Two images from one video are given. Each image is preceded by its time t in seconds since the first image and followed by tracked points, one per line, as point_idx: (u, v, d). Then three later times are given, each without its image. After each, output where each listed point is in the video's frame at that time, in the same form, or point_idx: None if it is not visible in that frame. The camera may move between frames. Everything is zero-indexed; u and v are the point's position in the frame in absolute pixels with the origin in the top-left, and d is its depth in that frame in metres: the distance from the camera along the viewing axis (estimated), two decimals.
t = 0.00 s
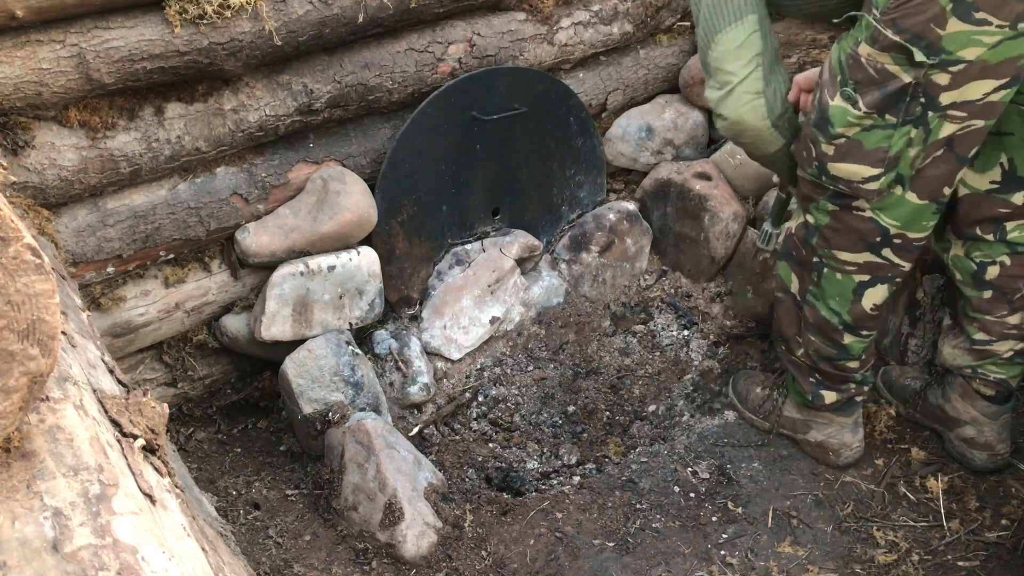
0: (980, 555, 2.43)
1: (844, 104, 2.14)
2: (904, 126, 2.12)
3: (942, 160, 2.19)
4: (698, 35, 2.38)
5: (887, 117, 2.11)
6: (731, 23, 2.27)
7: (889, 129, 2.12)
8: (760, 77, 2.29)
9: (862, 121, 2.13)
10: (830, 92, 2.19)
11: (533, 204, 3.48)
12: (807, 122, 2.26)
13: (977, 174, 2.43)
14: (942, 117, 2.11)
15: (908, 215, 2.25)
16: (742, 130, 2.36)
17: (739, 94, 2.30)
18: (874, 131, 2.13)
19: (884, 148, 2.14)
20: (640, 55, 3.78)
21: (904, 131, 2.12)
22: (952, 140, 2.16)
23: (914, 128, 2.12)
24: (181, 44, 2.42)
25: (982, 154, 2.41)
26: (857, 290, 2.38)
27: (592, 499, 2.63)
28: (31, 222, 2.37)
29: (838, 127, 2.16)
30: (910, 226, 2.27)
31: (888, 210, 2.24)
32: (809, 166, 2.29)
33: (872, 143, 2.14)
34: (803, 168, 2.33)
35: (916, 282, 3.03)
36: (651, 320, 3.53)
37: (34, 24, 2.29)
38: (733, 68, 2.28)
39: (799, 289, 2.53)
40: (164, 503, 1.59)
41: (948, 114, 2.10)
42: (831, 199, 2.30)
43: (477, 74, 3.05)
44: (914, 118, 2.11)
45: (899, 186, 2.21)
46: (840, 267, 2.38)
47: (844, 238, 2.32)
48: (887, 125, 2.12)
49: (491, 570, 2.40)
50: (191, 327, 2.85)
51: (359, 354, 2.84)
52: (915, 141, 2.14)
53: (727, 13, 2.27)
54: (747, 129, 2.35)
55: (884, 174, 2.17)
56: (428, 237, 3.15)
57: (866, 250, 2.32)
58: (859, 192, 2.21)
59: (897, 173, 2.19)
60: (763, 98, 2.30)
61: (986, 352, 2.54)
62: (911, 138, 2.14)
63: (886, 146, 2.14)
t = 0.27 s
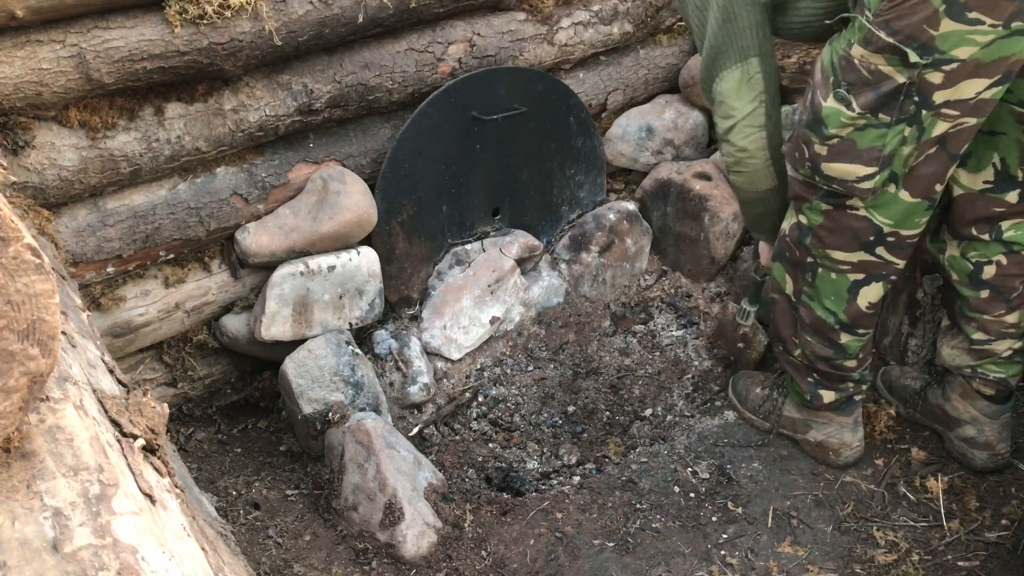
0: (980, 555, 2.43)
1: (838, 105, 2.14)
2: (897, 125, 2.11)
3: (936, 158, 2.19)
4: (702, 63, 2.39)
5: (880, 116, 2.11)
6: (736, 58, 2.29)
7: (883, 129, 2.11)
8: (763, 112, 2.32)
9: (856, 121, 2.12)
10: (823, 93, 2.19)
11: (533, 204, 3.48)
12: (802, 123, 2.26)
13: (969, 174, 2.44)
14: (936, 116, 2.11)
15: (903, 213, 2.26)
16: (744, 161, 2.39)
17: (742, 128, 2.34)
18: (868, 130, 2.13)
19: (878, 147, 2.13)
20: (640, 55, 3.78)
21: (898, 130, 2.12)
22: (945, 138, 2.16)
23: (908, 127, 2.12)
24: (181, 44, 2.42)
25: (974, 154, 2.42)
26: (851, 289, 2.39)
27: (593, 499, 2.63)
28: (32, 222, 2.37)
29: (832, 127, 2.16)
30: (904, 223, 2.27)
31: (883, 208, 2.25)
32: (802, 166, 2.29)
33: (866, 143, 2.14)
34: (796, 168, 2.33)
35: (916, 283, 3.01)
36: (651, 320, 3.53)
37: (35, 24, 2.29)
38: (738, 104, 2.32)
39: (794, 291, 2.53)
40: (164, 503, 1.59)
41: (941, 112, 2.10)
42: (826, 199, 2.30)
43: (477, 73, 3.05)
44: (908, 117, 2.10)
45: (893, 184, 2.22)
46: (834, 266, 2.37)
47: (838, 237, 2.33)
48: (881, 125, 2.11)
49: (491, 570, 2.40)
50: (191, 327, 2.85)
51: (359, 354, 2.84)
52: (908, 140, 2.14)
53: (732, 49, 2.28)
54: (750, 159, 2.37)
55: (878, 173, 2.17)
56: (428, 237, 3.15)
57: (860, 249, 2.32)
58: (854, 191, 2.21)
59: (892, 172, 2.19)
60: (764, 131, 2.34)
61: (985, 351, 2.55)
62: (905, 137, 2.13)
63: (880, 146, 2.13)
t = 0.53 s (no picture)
0: (979, 555, 2.43)
1: (825, 103, 2.15)
2: (884, 123, 2.11)
3: (926, 156, 2.18)
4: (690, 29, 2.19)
5: (867, 114, 2.11)
6: (731, 22, 2.12)
7: (870, 126, 2.11)
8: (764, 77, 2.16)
9: (843, 119, 2.13)
10: (812, 91, 2.19)
11: (533, 204, 3.48)
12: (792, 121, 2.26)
13: (971, 176, 2.44)
14: (923, 113, 2.10)
15: (894, 211, 2.26)
16: (742, 131, 2.23)
17: (742, 94, 2.17)
18: (854, 128, 2.13)
19: (866, 145, 2.14)
20: (640, 55, 3.78)
21: (885, 127, 2.11)
22: (934, 136, 2.16)
23: (895, 125, 2.12)
24: (181, 44, 2.42)
25: (976, 157, 2.42)
26: (847, 288, 2.39)
27: (593, 499, 2.63)
28: (31, 222, 2.37)
29: (820, 125, 2.15)
30: (896, 222, 2.27)
31: (873, 207, 2.25)
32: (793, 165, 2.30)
33: (853, 141, 2.14)
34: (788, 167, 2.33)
35: (916, 283, 3.01)
36: (651, 320, 3.53)
37: (34, 24, 2.29)
38: (738, 69, 2.13)
39: (792, 289, 2.54)
40: (164, 503, 1.59)
41: (928, 110, 2.10)
42: (818, 198, 2.31)
43: (477, 73, 3.05)
44: (895, 114, 2.10)
45: (883, 182, 2.21)
46: (830, 265, 2.38)
47: (833, 236, 2.33)
48: (868, 122, 2.11)
49: (491, 570, 2.40)
50: (191, 327, 2.85)
51: (359, 354, 2.84)
52: (896, 138, 2.14)
53: (727, 12, 2.12)
54: (749, 129, 2.22)
55: (866, 171, 2.17)
56: (428, 237, 3.15)
57: (855, 247, 2.32)
58: (844, 189, 2.22)
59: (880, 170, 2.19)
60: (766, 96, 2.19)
61: (987, 353, 2.54)
62: (892, 135, 2.13)
63: (868, 144, 2.14)
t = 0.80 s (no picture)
0: (979, 555, 2.43)
1: (815, 100, 2.15)
2: (875, 119, 2.11)
3: (915, 151, 2.19)
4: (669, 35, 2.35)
5: (857, 110, 2.11)
6: (696, 39, 1.94)
7: (861, 123, 2.12)
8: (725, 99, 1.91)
9: (834, 116, 2.13)
10: (803, 88, 2.19)
11: (533, 204, 3.48)
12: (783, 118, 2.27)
13: (964, 176, 2.44)
14: (914, 110, 2.10)
15: (885, 207, 2.26)
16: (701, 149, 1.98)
17: (703, 108, 1.90)
18: (845, 124, 2.13)
19: (856, 141, 2.14)
20: (640, 55, 3.78)
21: (875, 123, 2.11)
22: (924, 131, 2.16)
23: (885, 122, 2.11)
24: (181, 44, 2.43)
25: (968, 157, 2.43)
26: (839, 285, 2.39)
27: (593, 499, 2.63)
28: (31, 222, 2.37)
29: (811, 122, 2.17)
30: (887, 217, 2.27)
31: (864, 202, 2.25)
32: (785, 161, 2.30)
33: (843, 137, 2.15)
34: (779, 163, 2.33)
35: (916, 283, 3.01)
36: (651, 320, 3.53)
37: (34, 23, 2.29)
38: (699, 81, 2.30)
39: (785, 287, 2.54)
40: (164, 503, 1.59)
41: (918, 106, 2.09)
42: (809, 194, 2.31)
43: (477, 73, 3.05)
44: (886, 110, 2.10)
45: (874, 178, 2.22)
46: (821, 261, 2.38)
47: (824, 232, 2.33)
48: (858, 119, 2.12)
49: (491, 570, 2.40)
50: (191, 327, 2.85)
51: (359, 354, 2.84)
52: (887, 133, 2.13)
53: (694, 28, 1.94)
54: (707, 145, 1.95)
55: (857, 167, 2.17)
56: (427, 237, 3.15)
57: (845, 243, 2.32)
58: (835, 186, 2.22)
59: (871, 166, 2.19)
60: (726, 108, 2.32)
61: (985, 353, 2.54)
62: (883, 131, 2.13)
63: (858, 140, 2.14)
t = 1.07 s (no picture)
0: (979, 555, 2.43)
1: (816, 103, 2.15)
2: (876, 122, 2.11)
3: (915, 154, 2.19)
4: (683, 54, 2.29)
5: (858, 113, 2.11)
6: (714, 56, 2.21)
7: (862, 126, 2.11)
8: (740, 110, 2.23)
9: (835, 119, 2.13)
10: (803, 91, 2.19)
11: (533, 204, 3.48)
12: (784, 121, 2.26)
13: (962, 177, 2.44)
14: (914, 112, 2.10)
15: (885, 209, 2.25)
16: (720, 155, 2.30)
17: (719, 124, 2.25)
18: (846, 127, 2.13)
19: (857, 144, 2.13)
20: (640, 55, 3.78)
21: (877, 126, 2.11)
22: (924, 133, 2.16)
23: (886, 124, 2.11)
24: (181, 44, 2.42)
25: (966, 157, 2.43)
26: (840, 287, 2.39)
27: (593, 499, 2.63)
28: (31, 222, 2.37)
29: (812, 126, 2.16)
30: (888, 220, 2.27)
31: (865, 205, 2.25)
32: (786, 164, 2.30)
33: (844, 140, 2.14)
34: (780, 166, 2.34)
35: (916, 283, 3.01)
36: (651, 320, 3.53)
37: (34, 24, 2.29)
38: (716, 102, 2.22)
39: (786, 289, 2.55)
40: (164, 503, 1.59)
41: (919, 108, 2.09)
42: (811, 197, 2.31)
43: (477, 74, 3.05)
44: (887, 113, 2.10)
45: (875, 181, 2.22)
46: (823, 264, 2.38)
47: (825, 234, 2.33)
48: (859, 121, 2.11)
49: (491, 570, 2.40)
50: (191, 327, 2.85)
51: (359, 354, 2.84)
52: (888, 136, 2.13)
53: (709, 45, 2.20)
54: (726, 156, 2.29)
55: (858, 170, 2.17)
56: (428, 237, 3.15)
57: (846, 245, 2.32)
58: (835, 188, 2.21)
59: (872, 168, 2.18)
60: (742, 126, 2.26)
61: (984, 353, 2.54)
62: (884, 134, 2.13)
63: (859, 143, 2.13)
